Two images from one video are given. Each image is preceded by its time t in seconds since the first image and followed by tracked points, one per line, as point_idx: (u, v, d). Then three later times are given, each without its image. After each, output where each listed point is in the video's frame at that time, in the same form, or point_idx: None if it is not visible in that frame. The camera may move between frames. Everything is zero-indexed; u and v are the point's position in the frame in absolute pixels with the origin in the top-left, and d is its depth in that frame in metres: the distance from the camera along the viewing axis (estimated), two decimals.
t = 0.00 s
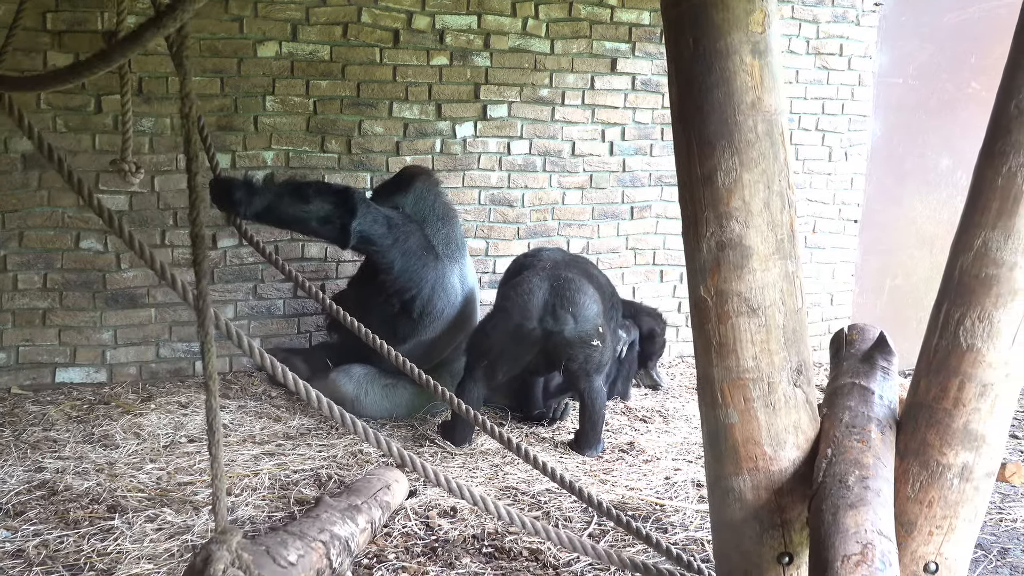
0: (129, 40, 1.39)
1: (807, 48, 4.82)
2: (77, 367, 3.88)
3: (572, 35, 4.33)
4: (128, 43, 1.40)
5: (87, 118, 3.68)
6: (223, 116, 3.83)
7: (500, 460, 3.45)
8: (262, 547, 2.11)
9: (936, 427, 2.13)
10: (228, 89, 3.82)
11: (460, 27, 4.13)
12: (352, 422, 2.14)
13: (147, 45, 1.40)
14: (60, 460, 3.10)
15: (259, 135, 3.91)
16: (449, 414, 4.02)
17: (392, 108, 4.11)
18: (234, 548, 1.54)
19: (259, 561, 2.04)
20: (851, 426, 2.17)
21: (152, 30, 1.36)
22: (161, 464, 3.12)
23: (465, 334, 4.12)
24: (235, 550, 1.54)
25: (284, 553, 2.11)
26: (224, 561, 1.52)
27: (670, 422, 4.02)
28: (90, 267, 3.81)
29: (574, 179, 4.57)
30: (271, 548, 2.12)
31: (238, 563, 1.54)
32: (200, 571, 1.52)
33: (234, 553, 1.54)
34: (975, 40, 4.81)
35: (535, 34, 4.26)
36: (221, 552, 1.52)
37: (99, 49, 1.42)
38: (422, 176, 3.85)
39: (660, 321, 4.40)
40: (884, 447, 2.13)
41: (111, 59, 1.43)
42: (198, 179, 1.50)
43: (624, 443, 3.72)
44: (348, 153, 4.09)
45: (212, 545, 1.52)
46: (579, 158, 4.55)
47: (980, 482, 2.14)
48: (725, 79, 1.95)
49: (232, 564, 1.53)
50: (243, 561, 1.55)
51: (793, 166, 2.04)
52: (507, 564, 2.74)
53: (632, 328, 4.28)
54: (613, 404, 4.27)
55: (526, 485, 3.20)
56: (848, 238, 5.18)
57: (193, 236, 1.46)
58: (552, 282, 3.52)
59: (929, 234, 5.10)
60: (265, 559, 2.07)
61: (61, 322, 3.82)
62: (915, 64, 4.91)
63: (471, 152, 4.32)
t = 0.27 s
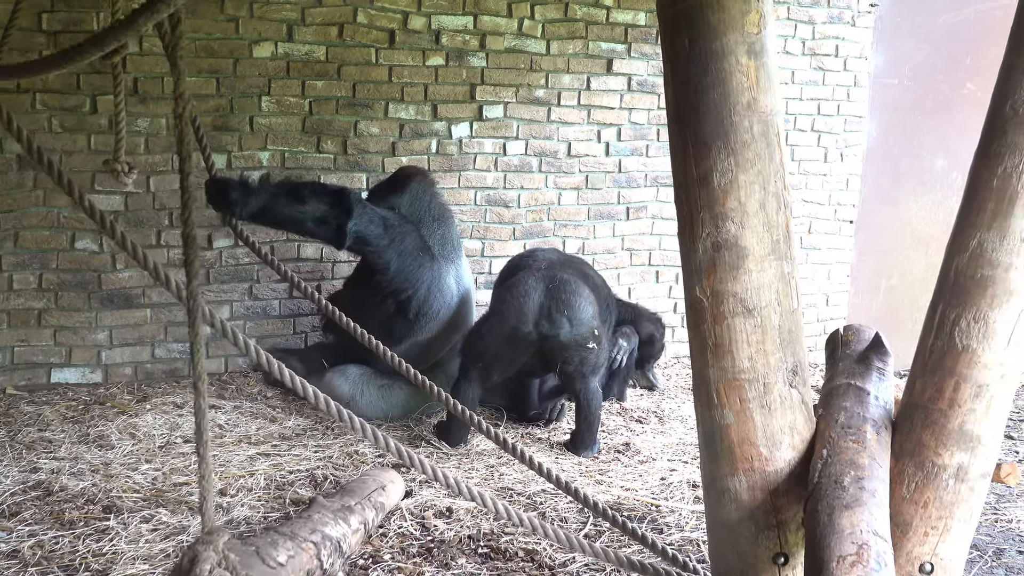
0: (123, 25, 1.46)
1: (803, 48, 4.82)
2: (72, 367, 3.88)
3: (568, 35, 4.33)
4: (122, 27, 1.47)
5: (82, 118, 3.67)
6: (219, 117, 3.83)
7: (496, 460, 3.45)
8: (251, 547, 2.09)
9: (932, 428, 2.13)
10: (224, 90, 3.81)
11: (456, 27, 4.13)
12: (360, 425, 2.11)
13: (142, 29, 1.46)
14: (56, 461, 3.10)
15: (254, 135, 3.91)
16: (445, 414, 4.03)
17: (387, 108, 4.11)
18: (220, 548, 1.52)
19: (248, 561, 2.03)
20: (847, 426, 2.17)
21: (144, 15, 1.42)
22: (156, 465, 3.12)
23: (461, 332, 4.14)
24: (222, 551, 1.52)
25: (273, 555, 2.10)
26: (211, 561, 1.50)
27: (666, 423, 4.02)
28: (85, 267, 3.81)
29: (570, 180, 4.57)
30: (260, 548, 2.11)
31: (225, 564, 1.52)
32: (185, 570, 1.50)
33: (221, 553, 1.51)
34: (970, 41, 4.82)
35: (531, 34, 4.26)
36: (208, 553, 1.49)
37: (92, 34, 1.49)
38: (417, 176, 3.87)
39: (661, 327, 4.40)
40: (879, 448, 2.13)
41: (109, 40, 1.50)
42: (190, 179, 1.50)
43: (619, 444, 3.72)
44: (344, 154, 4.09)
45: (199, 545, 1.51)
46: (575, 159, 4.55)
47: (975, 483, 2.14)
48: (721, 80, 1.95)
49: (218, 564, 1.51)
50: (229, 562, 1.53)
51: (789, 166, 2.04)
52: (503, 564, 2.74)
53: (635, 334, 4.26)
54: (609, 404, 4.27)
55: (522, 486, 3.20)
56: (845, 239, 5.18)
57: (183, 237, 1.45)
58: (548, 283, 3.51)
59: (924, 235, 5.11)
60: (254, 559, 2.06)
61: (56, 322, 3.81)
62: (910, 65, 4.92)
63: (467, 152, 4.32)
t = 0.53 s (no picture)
0: (104, 12, 1.46)
1: (797, 47, 4.83)
2: (66, 366, 3.88)
3: (562, 34, 4.33)
4: (105, 12, 1.47)
5: (76, 116, 3.67)
6: (213, 115, 3.83)
7: (490, 459, 3.45)
8: (225, 545, 2.05)
9: (925, 427, 2.14)
10: (218, 88, 3.81)
11: (450, 26, 4.13)
12: (354, 420, 2.17)
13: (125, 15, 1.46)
14: (49, 460, 3.10)
15: (248, 134, 3.90)
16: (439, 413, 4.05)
17: (382, 107, 4.10)
18: (185, 546, 1.53)
19: (219, 559, 1.98)
20: (840, 425, 2.17)
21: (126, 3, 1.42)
22: (150, 463, 3.12)
23: (456, 331, 4.13)
24: (188, 548, 1.54)
25: (248, 553, 2.05)
26: (176, 558, 1.52)
27: (660, 421, 4.02)
28: (79, 266, 3.80)
29: (564, 178, 4.57)
30: (234, 547, 2.06)
31: (191, 563, 1.54)
32: (151, 568, 1.52)
33: (186, 551, 1.53)
34: (964, 40, 4.82)
35: (525, 33, 4.27)
36: (174, 550, 1.51)
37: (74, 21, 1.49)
38: (410, 175, 3.85)
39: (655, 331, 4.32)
40: (873, 446, 2.13)
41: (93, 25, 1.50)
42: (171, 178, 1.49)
43: (613, 443, 3.72)
44: (338, 152, 4.08)
45: (165, 542, 1.53)
46: (569, 158, 4.55)
47: (968, 482, 2.14)
48: (715, 78, 1.95)
49: (184, 561, 1.53)
50: (194, 559, 1.55)
51: (783, 165, 2.04)
52: (497, 563, 2.74)
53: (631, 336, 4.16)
54: (603, 403, 4.27)
55: (516, 484, 3.20)
56: (838, 238, 5.19)
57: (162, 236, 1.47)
58: (542, 283, 3.51)
59: (918, 234, 5.11)
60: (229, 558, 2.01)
61: (49, 321, 3.81)
62: (904, 64, 4.92)
63: (461, 151, 4.32)
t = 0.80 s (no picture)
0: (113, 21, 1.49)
1: (792, 47, 4.83)
2: (60, 365, 3.87)
3: (557, 33, 4.33)
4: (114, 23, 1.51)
5: (72, 115, 3.66)
6: (207, 114, 3.83)
7: (485, 458, 3.45)
8: (202, 541, 2.00)
9: (920, 426, 2.14)
10: (212, 87, 3.81)
11: (445, 25, 4.12)
12: (349, 424, 2.17)
13: (133, 26, 1.50)
14: (43, 459, 3.09)
15: (243, 133, 3.90)
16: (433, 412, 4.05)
17: (377, 106, 4.10)
18: (153, 543, 1.52)
19: (194, 556, 1.94)
20: (835, 424, 2.17)
21: (136, 12, 1.44)
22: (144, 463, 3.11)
23: (450, 331, 4.12)
24: (156, 545, 1.55)
25: (224, 550, 2.03)
26: (145, 555, 1.51)
27: (655, 420, 4.03)
28: (73, 265, 3.80)
29: (559, 177, 4.57)
30: (211, 543, 2.02)
31: (158, 558, 1.54)
32: (119, 563, 1.51)
33: (154, 547, 1.53)
34: (960, 40, 4.84)
35: (521, 32, 4.26)
36: (140, 546, 1.50)
37: (84, 32, 1.54)
38: (405, 174, 3.83)
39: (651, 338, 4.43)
40: (867, 446, 2.13)
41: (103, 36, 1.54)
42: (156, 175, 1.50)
43: (608, 442, 3.72)
44: (332, 152, 4.08)
45: (133, 538, 1.51)
46: (564, 157, 4.55)
47: (962, 480, 2.14)
48: (711, 77, 1.95)
49: (151, 558, 1.53)
50: (163, 556, 1.57)
51: (778, 165, 2.04)
52: (491, 562, 2.74)
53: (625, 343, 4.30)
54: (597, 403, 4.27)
55: (511, 484, 3.20)
56: (834, 237, 5.19)
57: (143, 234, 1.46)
58: (535, 282, 3.54)
59: (913, 234, 5.12)
60: (204, 555, 1.96)
61: (44, 320, 3.80)
62: (899, 64, 4.93)
63: (456, 150, 4.32)
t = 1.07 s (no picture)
0: (112, 24, 1.48)
1: (789, 46, 4.83)
2: (57, 364, 3.87)
3: (553, 32, 4.33)
4: (112, 24, 1.49)
5: (68, 113, 3.66)
6: (203, 112, 3.82)
7: (481, 457, 3.45)
8: (192, 539, 2.07)
9: (916, 424, 2.14)
10: (209, 85, 3.80)
11: (442, 24, 4.12)
12: (345, 425, 2.17)
13: (132, 28, 1.48)
14: (39, 457, 3.09)
15: (239, 131, 3.90)
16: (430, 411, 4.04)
17: (373, 104, 4.10)
18: (139, 541, 1.54)
19: (183, 553, 2.00)
20: (831, 423, 2.17)
21: (135, 15, 1.45)
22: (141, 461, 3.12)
23: (447, 329, 4.12)
24: (142, 543, 1.55)
25: (213, 548, 2.08)
26: (130, 552, 1.52)
27: (651, 419, 4.03)
28: (69, 263, 3.80)
29: (556, 176, 4.57)
30: (200, 541, 2.08)
31: (143, 556, 1.55)
32: (106, 559, 1.54)
33: (140, 545, 1.54)
34: (956, 39, 4.85)
35: (517, 31, 4.27)
36: (126, 544, 1.52)
37: (82, 33, 1.52)
38: (402, 172, 3.85)
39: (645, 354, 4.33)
40: (863, 445, 2.13)
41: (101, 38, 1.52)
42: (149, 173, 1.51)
43: (605, 441, 3.72)
44: (329, 150, 4.08)
45: (119, 536, 1.52)
46: (560, 156, 4.55)
47: (958, 479, 2.14)
48: (707, 76, 1.95)
49: (137, 555, 1.54)
50: (149, 553, 1.56)
51: (775, 164, 2.04)
52: (487, 561, 2.74)
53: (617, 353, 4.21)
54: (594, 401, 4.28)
55: (507, 482, 3.20)
56: (830, 236, 5.20)
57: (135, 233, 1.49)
58: (531, 280, 3.52)
59: (910, 233, 5.12)
60: (192, 553, 2.03)
61: (40, 318, 3.80)
62: (896, 62, 4.92)
63: (452, 148, 4.31)
